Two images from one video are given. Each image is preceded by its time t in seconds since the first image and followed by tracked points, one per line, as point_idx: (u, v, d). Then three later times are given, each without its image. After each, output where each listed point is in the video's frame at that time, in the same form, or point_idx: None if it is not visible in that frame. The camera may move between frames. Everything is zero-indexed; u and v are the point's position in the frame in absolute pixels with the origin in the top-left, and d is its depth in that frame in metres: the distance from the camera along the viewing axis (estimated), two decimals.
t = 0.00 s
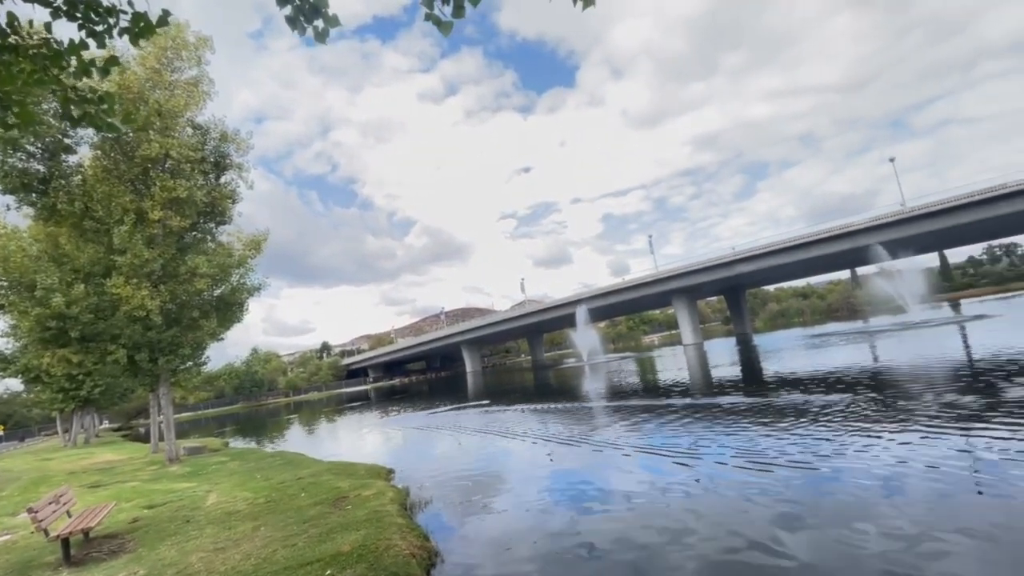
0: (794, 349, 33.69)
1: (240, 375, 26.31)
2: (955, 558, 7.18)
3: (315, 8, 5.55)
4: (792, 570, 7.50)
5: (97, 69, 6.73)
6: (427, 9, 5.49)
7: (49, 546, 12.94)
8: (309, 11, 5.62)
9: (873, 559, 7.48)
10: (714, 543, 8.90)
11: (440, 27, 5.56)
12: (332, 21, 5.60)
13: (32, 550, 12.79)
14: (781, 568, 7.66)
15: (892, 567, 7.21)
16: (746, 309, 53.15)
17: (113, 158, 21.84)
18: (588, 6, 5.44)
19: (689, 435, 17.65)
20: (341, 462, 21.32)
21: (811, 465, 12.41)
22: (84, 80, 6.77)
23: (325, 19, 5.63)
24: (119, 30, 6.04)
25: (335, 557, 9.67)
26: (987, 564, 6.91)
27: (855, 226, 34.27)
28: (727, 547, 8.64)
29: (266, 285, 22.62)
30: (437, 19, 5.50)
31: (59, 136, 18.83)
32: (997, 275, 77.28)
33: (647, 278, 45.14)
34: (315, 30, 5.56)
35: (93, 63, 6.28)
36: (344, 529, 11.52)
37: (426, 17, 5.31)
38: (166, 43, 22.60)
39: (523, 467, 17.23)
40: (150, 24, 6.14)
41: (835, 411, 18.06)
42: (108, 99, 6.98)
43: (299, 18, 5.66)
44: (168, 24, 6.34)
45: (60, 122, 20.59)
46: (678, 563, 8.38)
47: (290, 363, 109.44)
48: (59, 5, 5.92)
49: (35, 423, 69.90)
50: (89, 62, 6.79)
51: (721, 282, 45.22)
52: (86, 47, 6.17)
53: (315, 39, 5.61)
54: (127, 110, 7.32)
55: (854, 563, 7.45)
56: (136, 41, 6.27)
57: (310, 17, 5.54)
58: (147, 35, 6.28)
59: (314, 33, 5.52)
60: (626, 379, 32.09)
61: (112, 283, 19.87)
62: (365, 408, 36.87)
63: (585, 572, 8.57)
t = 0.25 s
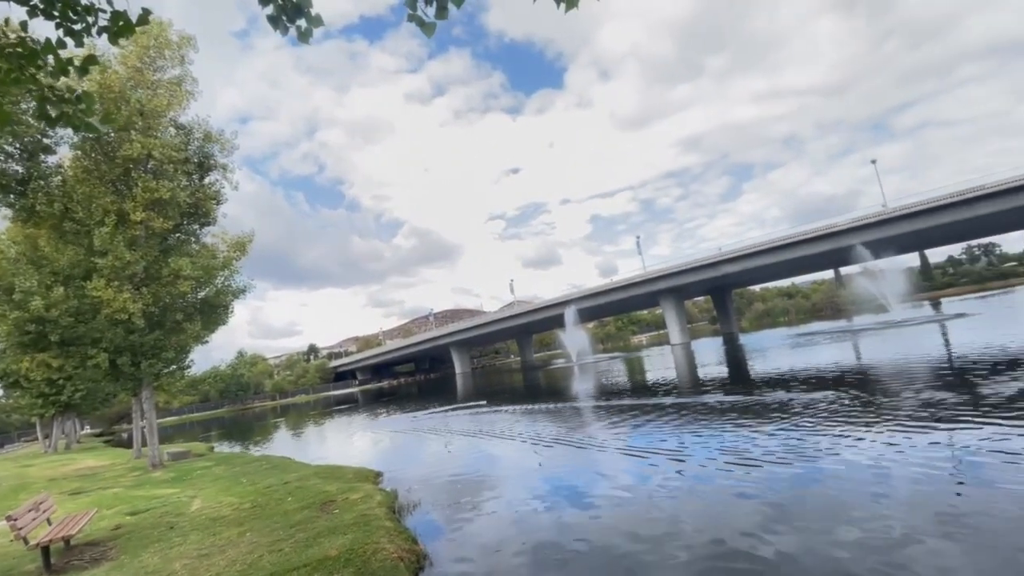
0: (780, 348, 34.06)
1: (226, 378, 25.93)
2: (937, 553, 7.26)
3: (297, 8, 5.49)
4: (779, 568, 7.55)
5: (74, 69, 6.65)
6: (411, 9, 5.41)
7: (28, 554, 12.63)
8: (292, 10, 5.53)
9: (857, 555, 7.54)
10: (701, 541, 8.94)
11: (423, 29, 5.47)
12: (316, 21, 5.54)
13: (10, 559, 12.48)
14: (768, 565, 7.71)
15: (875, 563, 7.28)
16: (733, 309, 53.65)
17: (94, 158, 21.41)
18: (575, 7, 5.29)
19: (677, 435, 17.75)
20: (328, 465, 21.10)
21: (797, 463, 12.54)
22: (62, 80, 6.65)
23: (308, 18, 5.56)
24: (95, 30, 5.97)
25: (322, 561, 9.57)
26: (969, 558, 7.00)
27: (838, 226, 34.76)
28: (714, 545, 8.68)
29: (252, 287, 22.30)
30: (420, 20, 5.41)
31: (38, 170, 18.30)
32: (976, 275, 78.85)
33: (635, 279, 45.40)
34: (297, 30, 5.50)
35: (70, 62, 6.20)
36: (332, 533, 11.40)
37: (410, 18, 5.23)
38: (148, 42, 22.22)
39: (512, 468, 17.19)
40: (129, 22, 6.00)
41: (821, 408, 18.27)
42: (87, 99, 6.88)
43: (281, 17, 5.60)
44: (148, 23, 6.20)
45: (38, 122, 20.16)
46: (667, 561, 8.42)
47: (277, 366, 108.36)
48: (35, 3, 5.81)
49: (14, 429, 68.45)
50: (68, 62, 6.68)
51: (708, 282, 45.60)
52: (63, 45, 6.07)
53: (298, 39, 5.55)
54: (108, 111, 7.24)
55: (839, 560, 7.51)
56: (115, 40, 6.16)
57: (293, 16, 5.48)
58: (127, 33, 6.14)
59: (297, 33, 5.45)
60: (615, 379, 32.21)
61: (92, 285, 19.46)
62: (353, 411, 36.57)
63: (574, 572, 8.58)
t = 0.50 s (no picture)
0: (768, 348, 34.37)
1: (214, 382, 25.64)
2: (924, 549, 7.35)
3: (283, 8, 5.39)
4: (768, 566, 7.60)
5: (58, 68, 6.54)
6: (396, 10, 5.13)
7: (11, 563, 12.37)
8: (277, 11, 5.46)
9: (845, 553, 7.62)
10: (692, 540, 8.98)
11: (410, 30, 5.20)
12: (302, 20, 5.42)
13: None
14: (757, 564, 7.76)
15: (863, 560, 7.35)
16: (722, 308, 54.05)
17: (78, 159, 21.06)
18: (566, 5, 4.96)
19: (669, 434, 17.84)
20: (318, 468, 20.94)
21: (786, 460, 12.66)
22: (44, 80, 6.56)
23: (294, 17, 5.44)
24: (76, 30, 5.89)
25: (311, 566, 9.49)
26: (954, 555, 7.09)
27: (825, 227, 35.20)
28: (704, 543, 8.73)
29: (240, 289, 22.07)
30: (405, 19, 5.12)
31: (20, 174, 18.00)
32: (959, 274, 80.17)
33: (625, 279, 45.65)
34: (283, 30, 5.40)
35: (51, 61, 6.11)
36: (322, 537, 11.29)
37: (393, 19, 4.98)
38: (133, 42, 21.91)
39: (504, 470, 17.16)
40: (112, 21, 5.88)
41: (809, 406, 18.47)
42: (72, 99, 6.78)
43: (266, 18, 5.50)
44: (132, 22, 6.06)
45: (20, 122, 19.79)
46: (659, 560, 8.46)
47: (266, 369, 107.43)
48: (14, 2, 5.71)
49: None
50: (50, 62, 6.58)
51: (697, 283, 45.92)
52: (44, 45, 5.97)
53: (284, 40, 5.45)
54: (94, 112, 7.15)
55: (827, 557, 7.58)
56: (97, 40, 6.04)
57: (279, 16, 5.39)
58: (110, 33, 6.03)
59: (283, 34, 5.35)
60: (606, 379, 32.32)
61: (76, 288, 19.13)
62: (344, 414, 36.31)
63: (566, 572, 8.59)
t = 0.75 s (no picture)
0: (760, 347, 34.57)
1: (205, 385, 25.41)
2: (914, 546, 7.40)
3: (273, 9, 5.30)
4: (761, 564, 7.63)
5: (45, 70, 6.45)
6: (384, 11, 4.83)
7: None
8: (267, 12, 5.36)
9: (837, 551, 7.66)
10: (685, 539, 9.00)
11: (399, 33, 4.85)
12: (291, 22, 5.30)
13: None
14: (751, 562, 7.78)
15: (853, 557, 7.40)
16: (714, 309, 54.32)
17: (65, 161, 20.80)
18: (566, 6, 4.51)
19: (663, 434, 17.88)
20: (311, 472, 20.80)
21: (778, 459, 12.73)
22: (31, 81, 6.45)
23: (284, 20, 5.35)
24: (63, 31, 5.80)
25: (303, 570, 9.42)
26: (944, 550, 7.15)
27: (815, 227, 35.51)
28: (698, 543, 8.75)
29: (231, 291, 21.89)
30: (395, 22, 4.83)
31: (6, 175, 17.77)
32: (946, 274, 81.10)
33: (618, 280, 45.82)
34: (272, 32, 5.29)
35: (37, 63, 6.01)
36: (314, 540, 11.21)
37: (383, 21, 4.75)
38: (121, 42, 21.70)
39: (498, 471, 17.12)
40: (98, 21, 5.76)
41: (801, 405, 18.58)
42: (60, 102, 6.68)
43: (256, 20, 5.41)
44: (120, 24, 5.95)
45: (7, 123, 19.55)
46: (652, 559, 8.49)
47: (257, 372, 106.72)
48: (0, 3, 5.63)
49: None
50: (37, 64, 6.47)
51: (690, 283, 46.14)
52: (30, 47, 5.88)
53: (273, 42, 5.33)
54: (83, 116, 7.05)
55: (819, 554, 7.63)
56: (84, 41, 5.95)
57: (268, 18, 5.29)
58: (98, 34, 5.91)
59: (272, 36, 5.25)
60: (599, 379, 32.38)
61: (64, 291, 18.87)
62: (337, 417, 36.12)
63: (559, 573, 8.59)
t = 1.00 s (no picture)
0: (755, 347, 34.69)
1: (199, 387, 25.25)
2: (908, 546, 7.44)
3: (265, 12, 5.22)
4: (757, 565, 7.65)
5: (38, 71, 6.41)
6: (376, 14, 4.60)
7: None
8: (260, 15, 5.30)
9: (831, 551, 7.69)
10: (681, 540, 9.02)
11: (391, 37, 4.66)
12: (283, 25, 5.19)
13: None
14: (747, 563, 7.79)
15: (848, 559, 7.41)
16: (709, 309, 54.48)
17: (57, 163, 20.67)
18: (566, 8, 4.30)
19: (659, 434, 17.89)
20: (307, 474, 20.69)
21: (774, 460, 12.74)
22: (22, 83, 6.41)
23: (276, 22, 5.27)
24: (52, 33, 5.74)
25: (299, 574, 9.37)
26: (937, 550, 7.18)
27: (809, 227, 35.69)
28: (695, 544, 8.76)
29: (225, 293, 21.76)
30: (386, 23, 4.58)
31: None
32: (939, 274, 81.65)
33: (613, 281, 45.91)
34: (264, 34, 5.20)
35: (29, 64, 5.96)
36: (310, 544, 11.15)
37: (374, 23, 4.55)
38: (114, 43, 21.55)
39: (494, 473, 17.08)
40: (90, 23, 5.70)
41: (796, 405, 18.64)
42: (53, 103, 6.63)
43: (249, 22, 5.33)
44: (113, 25, 5.89)
45: None
46: (648, 561, 8.48)
47: (252, 374, 106.24)
48: None
49: None
50: (28, 65, 6.42)
51: (685, 283, 46.28)
52: (22, 49, 5.83)
53: (265, 45, 5.24)
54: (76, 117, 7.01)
55: (815, 556, 7.65)
56: (75, 43, 5.90)
57: (260, 20, 5.20)
58: (89, 36, 5.86)
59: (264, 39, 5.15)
60: (595, 380, 32.41)
61: (56, 294, 18.69)
62: (333, 419, 35.99)
63: None
